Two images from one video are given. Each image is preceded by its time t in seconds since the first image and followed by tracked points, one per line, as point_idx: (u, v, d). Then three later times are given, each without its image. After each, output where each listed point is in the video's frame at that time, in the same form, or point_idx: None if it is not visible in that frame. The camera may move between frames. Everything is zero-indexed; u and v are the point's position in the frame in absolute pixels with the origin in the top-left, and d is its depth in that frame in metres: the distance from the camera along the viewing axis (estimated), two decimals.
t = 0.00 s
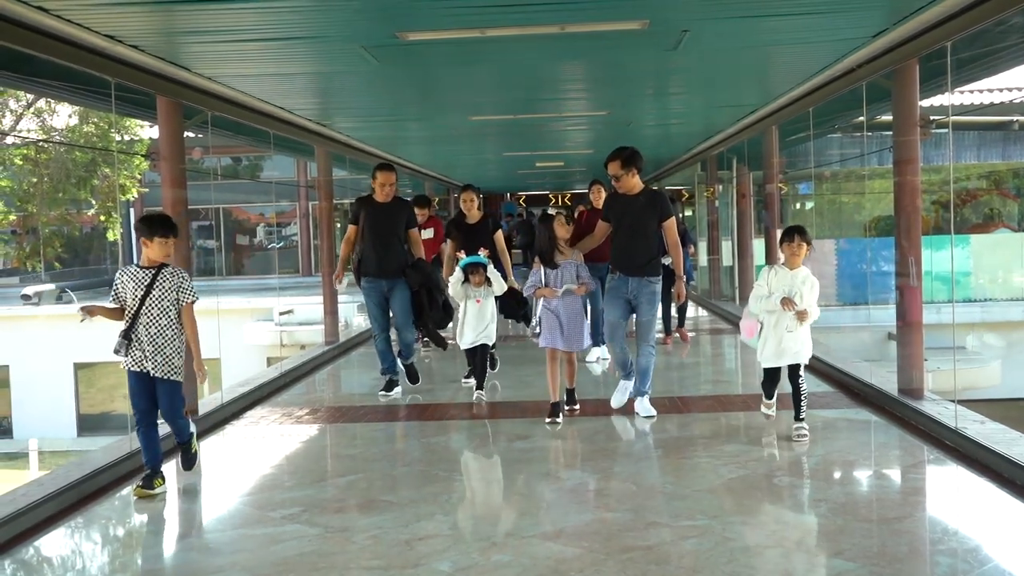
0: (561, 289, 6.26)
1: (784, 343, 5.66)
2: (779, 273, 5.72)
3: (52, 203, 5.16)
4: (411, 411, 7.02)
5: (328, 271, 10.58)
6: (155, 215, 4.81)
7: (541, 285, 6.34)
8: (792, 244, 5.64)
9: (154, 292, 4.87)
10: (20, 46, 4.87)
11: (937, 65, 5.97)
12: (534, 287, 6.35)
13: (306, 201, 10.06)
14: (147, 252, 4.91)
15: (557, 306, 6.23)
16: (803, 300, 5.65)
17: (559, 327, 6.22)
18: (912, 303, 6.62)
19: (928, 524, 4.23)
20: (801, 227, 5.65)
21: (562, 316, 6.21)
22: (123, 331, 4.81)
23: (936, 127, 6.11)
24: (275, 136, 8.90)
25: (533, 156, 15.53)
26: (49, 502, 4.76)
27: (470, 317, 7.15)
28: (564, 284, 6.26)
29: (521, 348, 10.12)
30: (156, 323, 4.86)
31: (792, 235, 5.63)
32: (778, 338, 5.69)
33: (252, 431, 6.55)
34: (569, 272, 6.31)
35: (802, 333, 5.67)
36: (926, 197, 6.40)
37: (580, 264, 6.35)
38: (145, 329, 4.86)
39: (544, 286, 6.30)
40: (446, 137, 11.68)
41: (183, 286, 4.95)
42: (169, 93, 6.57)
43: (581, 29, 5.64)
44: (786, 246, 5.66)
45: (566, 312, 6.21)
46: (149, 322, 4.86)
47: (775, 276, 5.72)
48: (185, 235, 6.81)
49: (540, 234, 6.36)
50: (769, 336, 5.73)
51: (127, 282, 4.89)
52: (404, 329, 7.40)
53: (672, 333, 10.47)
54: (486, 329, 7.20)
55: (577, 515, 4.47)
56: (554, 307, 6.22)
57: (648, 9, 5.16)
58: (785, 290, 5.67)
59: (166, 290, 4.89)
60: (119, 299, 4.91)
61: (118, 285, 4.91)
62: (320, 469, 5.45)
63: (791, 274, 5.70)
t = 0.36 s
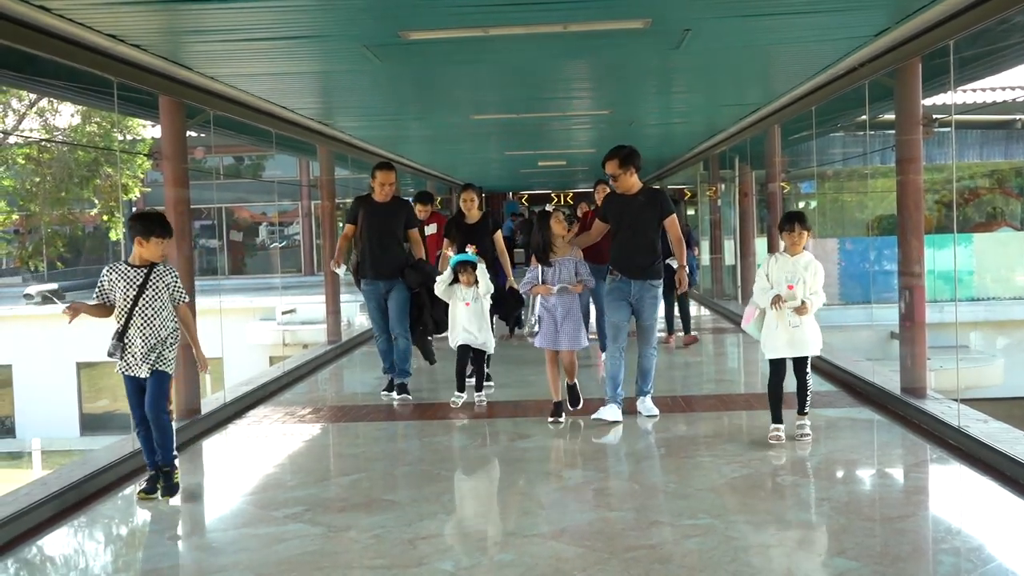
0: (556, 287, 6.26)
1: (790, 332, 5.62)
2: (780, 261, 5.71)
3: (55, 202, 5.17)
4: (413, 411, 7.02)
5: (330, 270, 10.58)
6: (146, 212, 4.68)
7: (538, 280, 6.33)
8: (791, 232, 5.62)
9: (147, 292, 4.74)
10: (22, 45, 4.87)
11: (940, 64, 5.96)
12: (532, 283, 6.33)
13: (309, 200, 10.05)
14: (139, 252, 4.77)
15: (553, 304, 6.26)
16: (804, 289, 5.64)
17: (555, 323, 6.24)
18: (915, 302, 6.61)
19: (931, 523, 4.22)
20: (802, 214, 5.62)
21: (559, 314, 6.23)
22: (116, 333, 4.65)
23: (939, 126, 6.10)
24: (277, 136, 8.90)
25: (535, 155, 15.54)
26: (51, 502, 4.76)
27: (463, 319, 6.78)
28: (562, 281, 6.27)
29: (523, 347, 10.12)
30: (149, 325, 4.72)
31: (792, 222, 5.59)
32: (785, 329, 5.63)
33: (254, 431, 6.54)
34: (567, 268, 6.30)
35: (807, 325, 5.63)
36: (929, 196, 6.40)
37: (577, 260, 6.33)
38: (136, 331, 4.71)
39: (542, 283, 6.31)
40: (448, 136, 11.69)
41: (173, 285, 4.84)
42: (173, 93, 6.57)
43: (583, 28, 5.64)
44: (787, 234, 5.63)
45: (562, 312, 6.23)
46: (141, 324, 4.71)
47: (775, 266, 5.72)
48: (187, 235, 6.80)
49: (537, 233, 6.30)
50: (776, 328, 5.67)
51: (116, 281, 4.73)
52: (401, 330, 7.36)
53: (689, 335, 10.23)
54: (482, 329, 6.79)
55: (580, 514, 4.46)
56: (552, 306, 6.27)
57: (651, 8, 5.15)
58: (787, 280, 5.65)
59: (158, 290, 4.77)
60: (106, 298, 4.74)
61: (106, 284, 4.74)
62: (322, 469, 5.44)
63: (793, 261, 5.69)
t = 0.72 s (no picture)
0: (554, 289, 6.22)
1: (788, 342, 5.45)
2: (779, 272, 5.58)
3: (56, 202, 5.17)
4: (415, 411, 7.02)
5: (332, 270, 10.58)
6: (133, 217, 4.55)
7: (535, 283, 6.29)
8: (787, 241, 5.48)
9: (141, 297, 4.64)
10: (24, 45, 4.87)
11: (941, 64, 5.96)
12: (530, 284, 6.32)
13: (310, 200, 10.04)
14: (131, 258, 4.65)
15: (550, 305, 6.21)
16: (803, 298, 5.50)
17: (553, 324, 6.19)
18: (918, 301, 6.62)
19: (933, 522, 4.22)
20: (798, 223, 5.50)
21: (557, 315, 6.19)
22: (108, 342, 4.54)
23: (940, 125, 6.10)
24: (279, 135, 8.91)
25: (537, 155, 15.53)
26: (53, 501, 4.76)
27: (456, 322, 6.71)
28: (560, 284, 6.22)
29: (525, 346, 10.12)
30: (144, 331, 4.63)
31: (786, 232, 5.45)
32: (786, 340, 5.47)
33: (256, 431, 6.54)
34: (565, 268, 6.29)
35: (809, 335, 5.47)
36: (930, 196, 6.40)
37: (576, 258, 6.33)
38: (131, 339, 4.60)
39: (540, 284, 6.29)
40: (450, 135, 11.69)
41: (167, 291, 4.75)
42: (175, 92, 6.56)
43: (584, 27, 5.64)
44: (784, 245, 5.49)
45: (561, 313, 6.19)
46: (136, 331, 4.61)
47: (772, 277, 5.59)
48: (187, 235, 6.80)
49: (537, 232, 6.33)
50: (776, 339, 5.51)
51: (109, 286, 4.63)
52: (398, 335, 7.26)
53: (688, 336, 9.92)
54: (473, 335, 6.74)
55: (582, 514, 4.46)
56: (550, 308, 6.21)
57: (653, 8, 5.15)
58: (785, 290, 5.51)
59: (153, 294, 4.67)
60: (97, 302, 4.64)
61: (97, 290, 4.65)
62: (324, 468, 5.44)
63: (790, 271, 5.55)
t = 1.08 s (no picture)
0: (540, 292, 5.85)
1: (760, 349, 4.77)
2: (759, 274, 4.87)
3: (55, 198, 5.16)
4: (415, 407, 7.02)
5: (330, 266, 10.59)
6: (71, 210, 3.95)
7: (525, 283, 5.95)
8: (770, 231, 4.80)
9: (80, 307, 3.97)
10: (25, 42, 4.85)
11: (941, 59, 5.95)
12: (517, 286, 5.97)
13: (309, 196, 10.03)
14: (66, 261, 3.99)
15: (536, 312, 5.90)
16: (784, 302, 4.77)
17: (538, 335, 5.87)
18: (916, 296, 6.64)
19: (932, 517, 4.22)
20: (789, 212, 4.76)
21: (543, 324, 5.87)
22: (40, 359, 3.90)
23: (940, 120, 6.10)
24: (278, 132, 8.90)
25: (536, 151, 15.52)
26: (52, 498, 4.76)
27: (447, 342, 5.56)
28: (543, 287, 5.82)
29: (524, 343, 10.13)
30: (81, 348, 3.96)
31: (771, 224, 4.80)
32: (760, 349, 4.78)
33: (255, 427, 6.55)
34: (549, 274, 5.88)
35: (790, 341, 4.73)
36: (929, 191, 6.41)
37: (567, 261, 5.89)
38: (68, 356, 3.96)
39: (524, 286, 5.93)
40: (448, 131, 11.68)
41: (116, 302, 4.01)
42: (174, 90, 6.55)
43: (584, 23, 5.63)
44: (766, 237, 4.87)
45: (545, 321, 5.86)
46: (72, 347, 3.95)
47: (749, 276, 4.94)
48: (185, 230, 6.78)
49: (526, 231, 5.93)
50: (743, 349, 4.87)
51: (47, 296, 4.00)
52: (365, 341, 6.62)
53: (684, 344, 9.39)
54: (467, 356, 5.55)
55: (581, 509, 4.46)
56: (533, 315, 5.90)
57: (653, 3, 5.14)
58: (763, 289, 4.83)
59: (96, 305, 3.98)
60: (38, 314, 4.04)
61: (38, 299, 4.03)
62: (323, 465, 5.44)
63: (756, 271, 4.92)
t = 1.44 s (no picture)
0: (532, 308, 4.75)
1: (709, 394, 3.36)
2: (693, 295, 3.49)
3: (54, 195, 5.16)
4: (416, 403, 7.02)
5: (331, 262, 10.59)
6: None
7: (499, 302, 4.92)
8: (693, 236, 3.56)
9: None
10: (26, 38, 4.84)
11: (942, 54, 5.94)
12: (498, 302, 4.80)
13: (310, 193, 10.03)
14: None
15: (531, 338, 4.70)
16: (724, 337, 3.45)
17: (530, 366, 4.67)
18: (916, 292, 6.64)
19: (934, 513, 4.22)
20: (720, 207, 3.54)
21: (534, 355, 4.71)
22: None
23: (941, 116, 6.10)
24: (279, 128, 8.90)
25: (537, 146, 15.50)
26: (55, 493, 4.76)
27: (487, 436, 2.84)
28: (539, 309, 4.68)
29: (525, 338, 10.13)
30: None
31: (696, 229, 3.56)
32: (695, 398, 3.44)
33: (256, 423, 6.55)
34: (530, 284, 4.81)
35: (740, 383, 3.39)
36: (930, 187, 6.40)
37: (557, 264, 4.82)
38: None
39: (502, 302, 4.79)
40: (448, 127, 11.67)
41: None
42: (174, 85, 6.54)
43: (584, 18, 5.62)
44: (687, 248, 3.61)
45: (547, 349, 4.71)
46: None
47: (669, 295, 3.56)
48: (186, 224, 6.78)
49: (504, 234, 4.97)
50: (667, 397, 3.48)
51: None
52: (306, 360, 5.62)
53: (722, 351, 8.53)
54: (528, 470, 2.83)
55: (582, 505, 4.46)
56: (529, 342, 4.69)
57: None
58: (695, 313, 3.47)
59: None
60: None
61: None
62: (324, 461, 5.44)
63: (679, 291, 3.53)
